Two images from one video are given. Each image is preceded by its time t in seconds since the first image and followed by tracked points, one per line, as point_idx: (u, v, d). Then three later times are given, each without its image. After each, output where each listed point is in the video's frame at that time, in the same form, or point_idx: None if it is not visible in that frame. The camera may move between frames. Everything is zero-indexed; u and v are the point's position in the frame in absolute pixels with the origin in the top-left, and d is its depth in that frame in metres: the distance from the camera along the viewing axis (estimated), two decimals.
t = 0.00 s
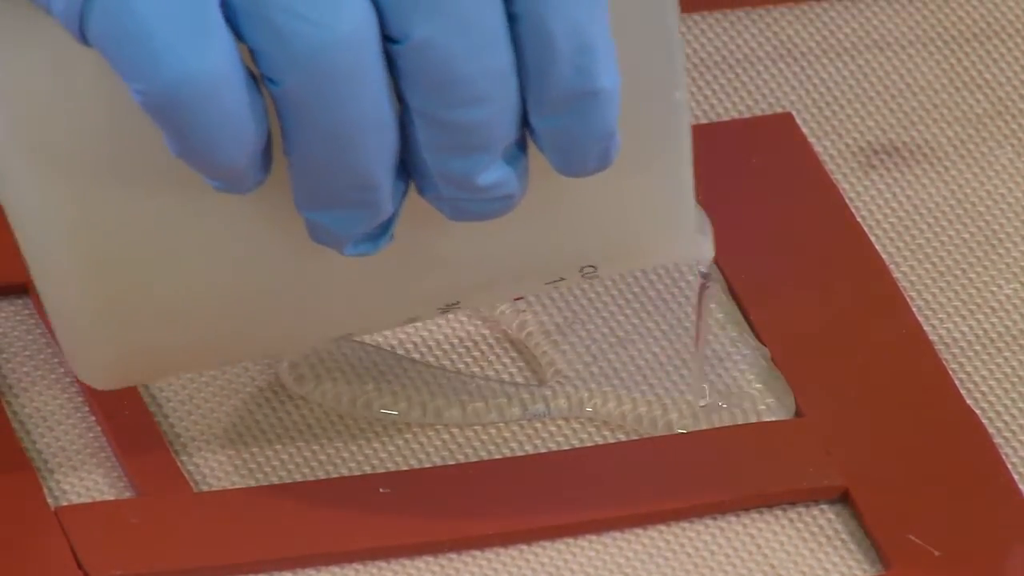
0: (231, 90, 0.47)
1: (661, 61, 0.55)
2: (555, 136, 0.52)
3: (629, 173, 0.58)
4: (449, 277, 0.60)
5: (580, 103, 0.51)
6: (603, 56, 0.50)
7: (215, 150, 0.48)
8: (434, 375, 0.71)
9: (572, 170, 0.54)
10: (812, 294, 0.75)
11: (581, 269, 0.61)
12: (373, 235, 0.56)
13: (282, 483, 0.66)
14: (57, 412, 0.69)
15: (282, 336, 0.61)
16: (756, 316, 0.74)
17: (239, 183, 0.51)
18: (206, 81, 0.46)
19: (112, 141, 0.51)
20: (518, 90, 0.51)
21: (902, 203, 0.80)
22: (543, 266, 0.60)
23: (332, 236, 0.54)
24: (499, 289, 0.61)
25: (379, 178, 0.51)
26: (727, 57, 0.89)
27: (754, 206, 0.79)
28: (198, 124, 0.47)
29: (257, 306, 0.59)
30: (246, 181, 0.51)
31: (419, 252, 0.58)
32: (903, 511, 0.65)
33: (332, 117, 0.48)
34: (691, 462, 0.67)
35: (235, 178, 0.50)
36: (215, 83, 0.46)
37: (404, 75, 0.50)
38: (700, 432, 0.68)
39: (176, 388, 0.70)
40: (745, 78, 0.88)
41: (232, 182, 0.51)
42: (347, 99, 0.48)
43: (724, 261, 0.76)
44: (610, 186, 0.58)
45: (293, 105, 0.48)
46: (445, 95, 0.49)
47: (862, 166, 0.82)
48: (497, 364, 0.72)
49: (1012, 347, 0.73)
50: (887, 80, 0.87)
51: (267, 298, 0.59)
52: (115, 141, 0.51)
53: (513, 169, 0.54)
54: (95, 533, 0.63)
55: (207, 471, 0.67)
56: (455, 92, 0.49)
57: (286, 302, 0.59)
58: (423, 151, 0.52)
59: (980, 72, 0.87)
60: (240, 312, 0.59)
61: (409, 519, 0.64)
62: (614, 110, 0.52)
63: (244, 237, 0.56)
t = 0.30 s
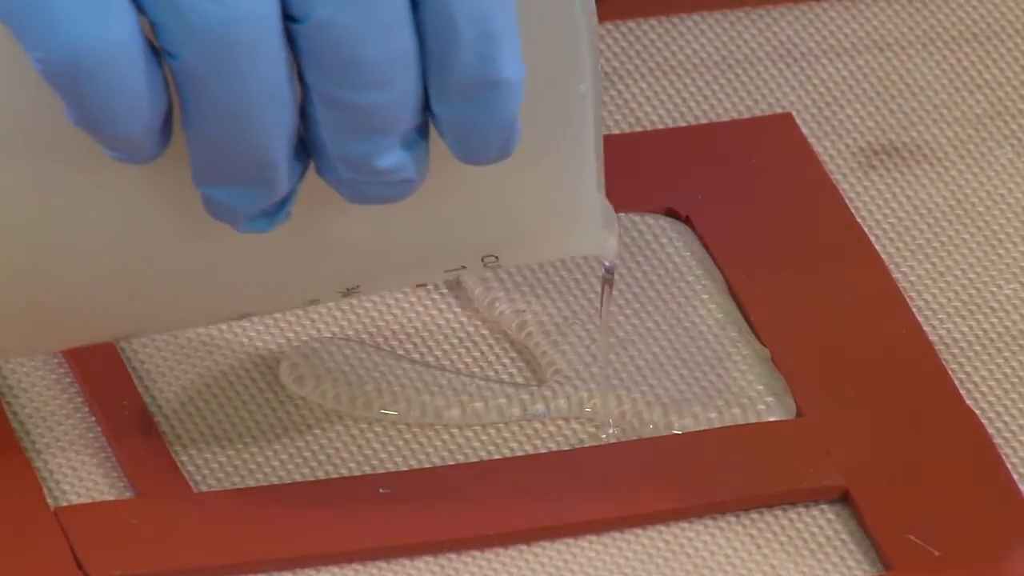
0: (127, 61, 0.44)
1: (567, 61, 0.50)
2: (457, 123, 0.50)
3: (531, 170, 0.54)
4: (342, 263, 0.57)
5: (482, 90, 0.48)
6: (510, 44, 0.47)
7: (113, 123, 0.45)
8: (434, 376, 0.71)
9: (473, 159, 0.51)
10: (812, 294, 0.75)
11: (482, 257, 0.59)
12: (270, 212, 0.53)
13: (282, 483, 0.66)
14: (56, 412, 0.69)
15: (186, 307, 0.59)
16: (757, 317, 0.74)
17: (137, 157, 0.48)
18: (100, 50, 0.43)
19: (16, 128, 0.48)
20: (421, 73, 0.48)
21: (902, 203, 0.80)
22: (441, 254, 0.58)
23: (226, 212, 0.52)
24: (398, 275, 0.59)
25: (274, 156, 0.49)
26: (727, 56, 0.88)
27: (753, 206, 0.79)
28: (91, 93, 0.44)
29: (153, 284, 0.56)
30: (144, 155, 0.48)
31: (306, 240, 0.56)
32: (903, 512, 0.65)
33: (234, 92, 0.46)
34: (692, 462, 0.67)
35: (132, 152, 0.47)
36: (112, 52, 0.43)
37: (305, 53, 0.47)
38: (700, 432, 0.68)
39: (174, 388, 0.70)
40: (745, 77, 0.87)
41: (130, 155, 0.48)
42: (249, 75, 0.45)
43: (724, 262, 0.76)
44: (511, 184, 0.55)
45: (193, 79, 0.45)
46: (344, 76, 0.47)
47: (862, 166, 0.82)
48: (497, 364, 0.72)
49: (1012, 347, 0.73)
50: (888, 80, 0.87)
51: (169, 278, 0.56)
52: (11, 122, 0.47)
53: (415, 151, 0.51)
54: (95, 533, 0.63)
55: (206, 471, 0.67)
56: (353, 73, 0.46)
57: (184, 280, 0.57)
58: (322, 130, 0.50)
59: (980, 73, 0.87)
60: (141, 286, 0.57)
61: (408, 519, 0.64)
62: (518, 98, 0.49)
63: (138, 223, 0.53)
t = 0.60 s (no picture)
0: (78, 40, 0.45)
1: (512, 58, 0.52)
2: (400, 116, 0.50)
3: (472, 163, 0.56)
4: (283, 250, 0.59)
5: (427, 84, 0.49)
6: (456, 39, 0.48)
7: (62, 102, 0.46)
8: (432, 375, 0.71)
9: (414, 150, 0.52)
10: (811, 295, 0.75)
11: (422, 245, 0.61)
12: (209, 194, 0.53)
13: (281, 483, 0.66)
14: (55, 412, 0.69)
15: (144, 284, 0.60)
16: (756, 318, 0.74)
17: (83, 133, 0.48)
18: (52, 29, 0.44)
19: None
20: (365, 67, 0.49)
21: (901, 203, 0.80)
22: (380, 243, 0.60)
23: (164, 191, 0.52)
24: (337, 262, 0.61)
25: (215, 140, 0.49)
26: (725, 56, 0.88)
27: (752, 206, 0.79)
28: (41, 72, 0.45)
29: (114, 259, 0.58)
30: (89, 129, 0.48)
31: (251, 229, 0.57)
32: (902, 512, 0.65)
33: (181, 76, 0.46)
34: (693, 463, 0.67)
35: (79, 127, 0.48)
36: (64, 31, 0.44)
37: (252, 41, 0.47)
38: (700, 433, 0.68)
39: (173, 389, 0.70)
40: (745, 78, 0.87)
41: (78, 130, 0.48)
42: (195, 60, 0.46)
43: (723, 263, 0.76)
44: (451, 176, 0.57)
45: (140, 61, 0.46)
46: (289, 65, 0.47)
47: (862, 166, 0.82)
48: (497, 364, 0.72)
49: (1012, 347, 0.73)
50: (887, 80, 0.87)
51: (130, 254, 0.58)
52: None
53: (356, 143, 0.52)
54: (94, 533, 0.63)
55: (206, 472, 0.66)
56: (298, 62, 0.47)
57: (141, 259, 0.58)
58: (264, 117, 0.50)
59: (980, 73, 0.87)
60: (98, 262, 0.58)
61: (407, 519, 0.64)
62: (462, 94, 0.50)
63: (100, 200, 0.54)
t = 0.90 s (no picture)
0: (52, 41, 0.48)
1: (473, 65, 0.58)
2: (368, 114, 0.53)
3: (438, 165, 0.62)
4: (260, 241, 0.64)
5: (395, 84, 0.52)
6: (423, 40, 0.51)
7: (38, 99, 0.49)
8: (433, 375, 0.71)
9: (381, 147, 0.55)
10: (811, 294, 0.75)
11: (387, 244, 0.67)
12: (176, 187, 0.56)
13: (282, 483, 0.66)
14: (56, 413, 0.69)
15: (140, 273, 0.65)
16: (757, 319, 0.74)
17: (56, 127, 0.51)
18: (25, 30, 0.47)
19: None
20: (335, 69, 0.52)
21: (902, 203, 0.80)
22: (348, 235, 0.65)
23: (134, 184, 0.55)
24: (308, 253, 0.66)
25: (185, 138, 0.52)
26: (726, 56, 0.88)
27: (753, 207, 0.79)
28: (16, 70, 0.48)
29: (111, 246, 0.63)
30: (62, 124, 0.51)
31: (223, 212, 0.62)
32: (902, 512, 0.65)
33: (153, 78, 0.49)
34: (693, 463, 0.67)
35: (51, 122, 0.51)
36: (39, 33, 0.47)
37: (223, 43, 0.50)
38: (701, 433, 0.68)
39: (176, 391, 0.70)
40: (745, 77, 0.87)
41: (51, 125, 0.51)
42: (166, 62, 0.49)
43: (724, 263, 0.76)
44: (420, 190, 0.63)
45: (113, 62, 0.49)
46: (261, 65, 0.50)
47: (863, 166, 0.82)
48: (497, 365, 0.72)
49: (1012, 348, 0.73)
50: (887, 80, 0.87)
51: (114, 233, 0.62)
52: None
53: (323, 140, 0.55)
54: (94, 533, 0.63)
55: (207, 472, 0.66)
56: (271, 64, 0.50)
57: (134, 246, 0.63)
58: (233, 116, 0.53)
59: (980, 73, 0.87)
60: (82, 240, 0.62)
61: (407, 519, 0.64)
62: (428, 93, 0.53)
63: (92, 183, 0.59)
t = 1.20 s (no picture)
0: None
1: (450, 26, 0.54)
2: (348, 78, 0.52)
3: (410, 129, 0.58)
4: (226, 203, 0.61)
5: (378, 48, 0.51)
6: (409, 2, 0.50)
7: (22, 48, 0.48)
8: (433, 375, 0.71)
9: (361, 112, 0.53)
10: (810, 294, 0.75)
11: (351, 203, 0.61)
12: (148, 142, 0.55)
13: (281, 483, 0.66)
14: (55, 413, 0.68)
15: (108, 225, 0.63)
16: (755, 318, 0.74)
17: (35, 77, 0.50)
18: None
19: None
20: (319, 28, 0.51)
21: (901, 203, 0.80)
22: (317, 199, 0.61)
23: (106, 137, 0.53)
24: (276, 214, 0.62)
25: (164, 92, 0.51)
26: (725, 56, 0.88)
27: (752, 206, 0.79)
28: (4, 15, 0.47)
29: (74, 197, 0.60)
30: (42, 75, 0.50)
31: (188, 164, 0.58)
32: (901, 511, 0.65)
33: (142, 30, 0.48)
34: (692, 463, 0.67)
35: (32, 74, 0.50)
36: None
37: None
38: (701, 433, 0.68)
39: (175, 392, 0.69)
40: (745, 77, 0.87)
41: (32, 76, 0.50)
42: (153, 12, 0.48)
43: (723, 263, 0.76)
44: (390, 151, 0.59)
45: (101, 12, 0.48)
46: (244, 21, 0.49)
47: (862, 166, 0.82)
48: (496, 365, 0.72)
49: (1012, 347, 0.73)
50: (886, 80, 0.87)
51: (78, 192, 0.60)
52: None
53: (302, 103, 0.53)
54: (92, 533, 0.63)
55: (205, 472, 0.66)
56: (255, 22, 0.49)
57: (98, 197, 0.60)
58: (215, 74, 0.52)
59: (980, 73, 0.87)
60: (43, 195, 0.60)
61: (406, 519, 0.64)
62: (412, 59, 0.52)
63: (63, 137, 0.56)
